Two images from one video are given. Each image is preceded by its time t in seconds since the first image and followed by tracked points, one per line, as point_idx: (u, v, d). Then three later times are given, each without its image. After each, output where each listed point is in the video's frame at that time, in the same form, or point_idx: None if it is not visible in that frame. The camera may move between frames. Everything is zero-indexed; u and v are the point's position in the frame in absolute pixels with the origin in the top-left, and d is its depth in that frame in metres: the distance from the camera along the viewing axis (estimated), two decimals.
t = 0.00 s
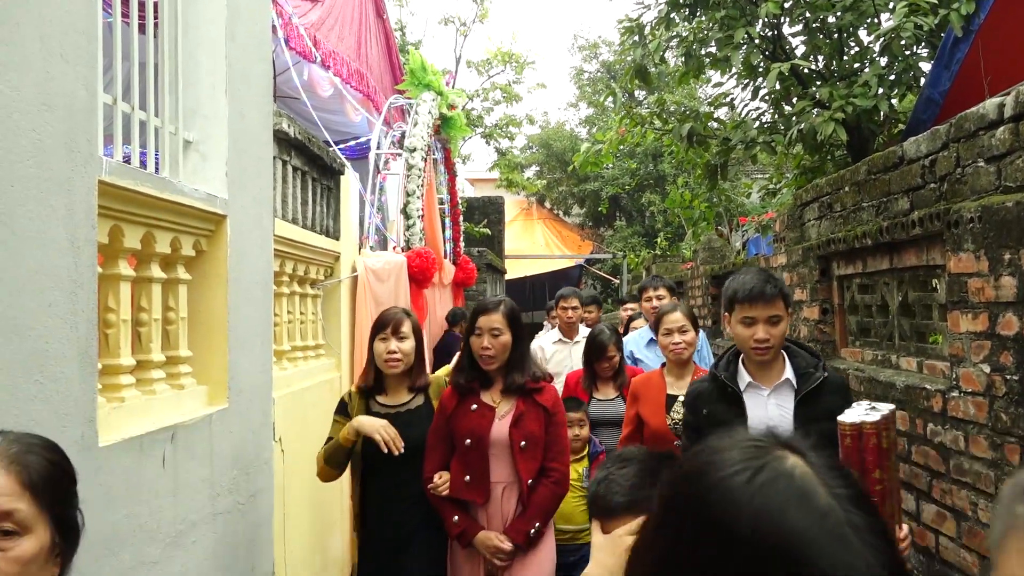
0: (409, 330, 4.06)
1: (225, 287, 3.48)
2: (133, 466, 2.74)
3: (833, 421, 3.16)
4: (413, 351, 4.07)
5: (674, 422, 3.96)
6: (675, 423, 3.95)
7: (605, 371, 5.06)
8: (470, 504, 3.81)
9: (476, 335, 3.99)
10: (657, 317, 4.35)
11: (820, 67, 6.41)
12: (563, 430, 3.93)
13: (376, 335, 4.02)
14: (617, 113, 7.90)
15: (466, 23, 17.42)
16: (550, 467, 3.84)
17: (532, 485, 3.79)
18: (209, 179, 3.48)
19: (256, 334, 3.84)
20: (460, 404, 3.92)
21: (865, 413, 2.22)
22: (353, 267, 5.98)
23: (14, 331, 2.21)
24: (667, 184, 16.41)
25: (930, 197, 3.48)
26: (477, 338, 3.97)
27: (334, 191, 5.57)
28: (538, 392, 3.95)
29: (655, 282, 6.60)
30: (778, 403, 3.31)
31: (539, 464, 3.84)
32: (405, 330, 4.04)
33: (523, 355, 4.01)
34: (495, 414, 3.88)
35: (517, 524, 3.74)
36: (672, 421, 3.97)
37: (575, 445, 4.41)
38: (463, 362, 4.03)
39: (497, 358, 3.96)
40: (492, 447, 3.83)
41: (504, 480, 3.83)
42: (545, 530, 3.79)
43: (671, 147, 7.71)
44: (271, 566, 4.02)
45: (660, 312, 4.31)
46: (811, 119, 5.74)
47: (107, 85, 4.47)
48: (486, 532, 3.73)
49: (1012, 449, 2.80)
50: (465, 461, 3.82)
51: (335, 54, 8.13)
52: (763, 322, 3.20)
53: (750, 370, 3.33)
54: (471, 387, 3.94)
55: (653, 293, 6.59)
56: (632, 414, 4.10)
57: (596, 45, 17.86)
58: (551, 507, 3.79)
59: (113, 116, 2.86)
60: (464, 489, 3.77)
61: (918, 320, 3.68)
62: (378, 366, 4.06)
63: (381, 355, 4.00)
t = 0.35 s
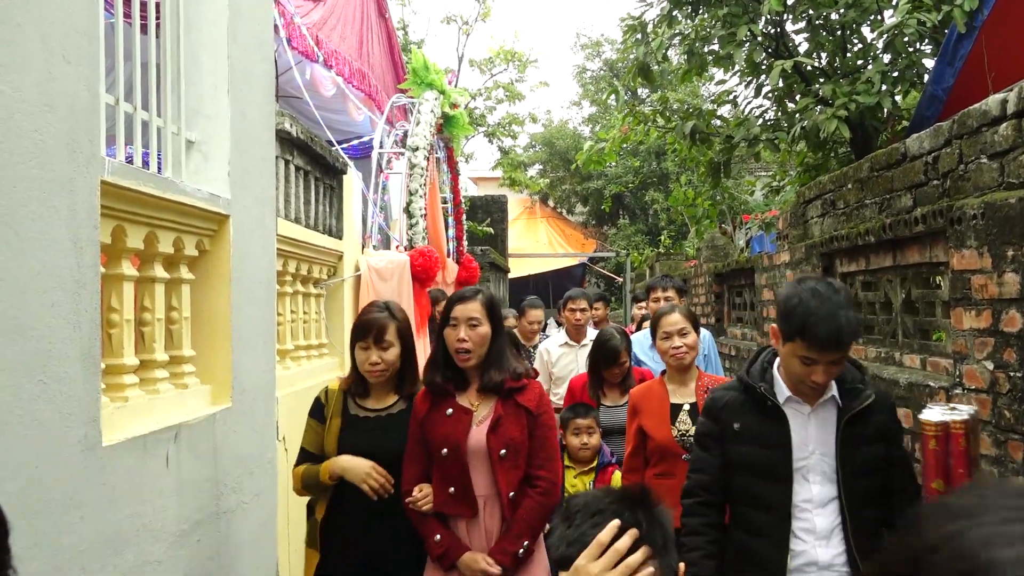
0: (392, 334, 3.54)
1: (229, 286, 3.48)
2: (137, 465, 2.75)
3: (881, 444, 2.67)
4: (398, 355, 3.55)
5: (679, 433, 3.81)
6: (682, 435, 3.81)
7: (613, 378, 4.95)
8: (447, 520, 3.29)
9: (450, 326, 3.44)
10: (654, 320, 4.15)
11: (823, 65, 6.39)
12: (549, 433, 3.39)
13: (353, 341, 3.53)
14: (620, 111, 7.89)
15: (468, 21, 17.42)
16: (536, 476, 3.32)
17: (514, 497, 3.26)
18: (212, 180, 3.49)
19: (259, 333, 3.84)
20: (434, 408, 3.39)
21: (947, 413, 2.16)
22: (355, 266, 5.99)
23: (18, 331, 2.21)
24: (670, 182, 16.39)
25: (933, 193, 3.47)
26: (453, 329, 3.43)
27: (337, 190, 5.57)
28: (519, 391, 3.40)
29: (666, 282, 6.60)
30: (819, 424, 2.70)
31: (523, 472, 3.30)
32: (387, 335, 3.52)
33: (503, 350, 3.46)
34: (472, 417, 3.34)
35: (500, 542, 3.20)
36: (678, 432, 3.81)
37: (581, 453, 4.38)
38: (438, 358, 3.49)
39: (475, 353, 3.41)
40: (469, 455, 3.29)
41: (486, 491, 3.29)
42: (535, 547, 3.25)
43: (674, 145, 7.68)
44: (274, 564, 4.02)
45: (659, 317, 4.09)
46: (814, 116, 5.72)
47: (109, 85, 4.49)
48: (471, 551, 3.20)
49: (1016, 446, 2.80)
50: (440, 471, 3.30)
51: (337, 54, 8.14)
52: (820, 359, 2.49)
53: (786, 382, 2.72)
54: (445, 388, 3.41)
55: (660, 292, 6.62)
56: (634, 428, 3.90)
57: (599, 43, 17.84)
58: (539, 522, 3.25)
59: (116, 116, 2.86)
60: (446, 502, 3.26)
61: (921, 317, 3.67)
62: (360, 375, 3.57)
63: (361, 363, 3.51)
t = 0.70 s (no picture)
0: (343, 353, 2.91)
1: (231, 286, 3.48)
2: (140, 464, 2.75)
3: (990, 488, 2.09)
4: (354, 376, 2.95)
5: (703, 453, 3.28)
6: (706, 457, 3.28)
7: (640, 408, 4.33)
8: (390, 554, 2.71)
9: (420, 335, 2.88)
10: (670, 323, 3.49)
11: (826, 61, 6.38)
12: (524, 463, 2.81)
13: (298, 361, 2.90)
14: (622, 109, 7.87)
15: (470, 20, 17.41)
16: (501, 511, 2.73)
17: (474, 534, 2.68)
18: (214, 179, 3.50)
19: (262, 333, 3.84)
20: (392, 424, 2.81)
21: None
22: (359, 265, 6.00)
23: (23, 332, 2.21)
24: (673, 180, 16.37)
25: (937, 190, 3.47)
26: (422, 338, 2.86)
27: (339, 189, 5.57)
28: (493, 414, 2.83)
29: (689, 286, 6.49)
30: (914, 459, 2.14)
31: (486, 508, 2.72)
32: (337, 354, 2.90)
33: (480, 365, 2.91)
34: (435, 438, 2.76)
35: None
36: (701, 453, 3.29)
37: (580, 465, 3.74)
38: (404, 371, 2.91)
39: (449, 365, 2.83)
40: (427, 480, 2.72)
41: (442, 522, 2.71)
42: None
43: (676, 142, 7.66)
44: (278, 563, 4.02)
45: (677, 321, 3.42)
46: (817, 113, 5.71)
47: (111, 85, 4.49)
48: None
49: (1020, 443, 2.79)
50: (387, 497, 2.71)
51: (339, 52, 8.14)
52: (936, 398, 1.92)
53: (874, 405, 2.18)
54: (408, 404, 2.83)
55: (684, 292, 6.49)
56: (645, 446, 3.36)
57: (601, 41, 17.82)
58: (501, 566, 2.68)
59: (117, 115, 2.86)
60: (390, 534, 2.68)
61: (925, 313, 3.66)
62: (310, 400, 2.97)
63: (307, 386, 2.90)
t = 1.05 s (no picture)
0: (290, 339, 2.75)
1: (234, 285, 3.49)
2: (143, 464, 2.75)
3: None
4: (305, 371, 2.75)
5: (733, 468, 2.96)
6: (734, 472, 2.95)
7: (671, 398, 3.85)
8: None
9: (382, 329, 2.57)
10: (704, 321, 3.17)
11: (829, 60, 6.37)
12: (499, 469, 2.55)
13: (253, 357, 2.64)
14: (625, 109, 7.86)
15: (473, 19, 17.41)
16: (476, 526, 2.47)
17: (450, 552, 2.41)
18: (218, 178, 3.49)
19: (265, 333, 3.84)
20: (352, 434, 2.51)
21: None
22: (361, 264, 6.01)
23: (28, 332, 2.22)
24: (675, 179, 16.36)
25: (940, 189, 3.46)
26: (385, 334, 2.55)
27: (342, 188, 5.58)
28: (463, 416, 2.55)
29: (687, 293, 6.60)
30: (999, 509, 1.75)
31: (462, 523, 2.45)
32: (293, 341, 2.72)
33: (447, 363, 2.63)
34: (401, 448, 2.46)
35: None
36: (731, 467, 2.96)
37: (582, 485, 3.59)
38: (364, 371, 2.59)
39: (415, 366, 2.54)
40: (394, 494, 2.43)
41: (412, 539, 2.44)
42: None
43: (679, 141, 7.65)
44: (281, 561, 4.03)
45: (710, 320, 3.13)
46: (820, 112, 5.71)
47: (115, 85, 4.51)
48: None
49: None
50: (346, 514, 2.43)
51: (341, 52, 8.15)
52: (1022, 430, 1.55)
53: (938, 446, 1.79)
54: (369, 410, 2.52)
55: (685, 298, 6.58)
56: (671, 456, 3.06)
57: (603, 40, 17.82)
58: None
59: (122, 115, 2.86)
60: (351, 555, 2.41)
61: (929, 313, 3.66)
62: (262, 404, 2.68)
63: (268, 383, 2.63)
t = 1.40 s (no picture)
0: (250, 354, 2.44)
1: (232, 284, 3.49)
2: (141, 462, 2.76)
3: None
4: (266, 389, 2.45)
5: (747, 511, 2.48)
6: (747, 517, 2.47)
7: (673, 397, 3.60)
8: None
9: (351, 350, 2.16)
10: (718, 341, 2.63)
11: (827, 60, 6.38)
12: (486, 513, 2.09)
13: (205, 372, 2.34)
14: (623, 108, 7.85)
15: (471, 18, 17.40)
16: None
17: None
18: (216, 178, 3.50)
19: (263, 331, 3.84)
20: (317, 469, 2.08)
21: None
22: (360, 263, 6.01)
23: (26, 331, 2.22)
24: (673, 178, 16.36)
25: (938, 187, 3.46)
26: (354, 356, 2.14)
27: (340, 187, 5.58)
28: (445, 449, 2.11)
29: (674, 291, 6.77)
30: None
31: (439, 575, 1.99)
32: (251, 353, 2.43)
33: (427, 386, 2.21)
34: (369, 486, 2.03)
35: None
36: (743, 510, 2.48)
37: (575, 508, 3.24)
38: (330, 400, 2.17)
39: (387, 391, 2.12)
40: (360, 542, 1.99)
41: None
42: None
43: (678, 141, 7.65)
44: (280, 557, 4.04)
45: (722, 335, 2.61)
46: (818, 111, 5.71)
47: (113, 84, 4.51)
48: None
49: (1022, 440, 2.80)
50: (304, 564, 2.00)
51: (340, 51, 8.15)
52: None
53: None
54: (335, 442, 2.10)
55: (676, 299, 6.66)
56: (675, 502, 2.58)
57: (602, 39, 17.82)
58: None
59: (120, 114, 2.86)
60: None
61: (926, 311, 3.66)
62: (215, 429, 2.36)
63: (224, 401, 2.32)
